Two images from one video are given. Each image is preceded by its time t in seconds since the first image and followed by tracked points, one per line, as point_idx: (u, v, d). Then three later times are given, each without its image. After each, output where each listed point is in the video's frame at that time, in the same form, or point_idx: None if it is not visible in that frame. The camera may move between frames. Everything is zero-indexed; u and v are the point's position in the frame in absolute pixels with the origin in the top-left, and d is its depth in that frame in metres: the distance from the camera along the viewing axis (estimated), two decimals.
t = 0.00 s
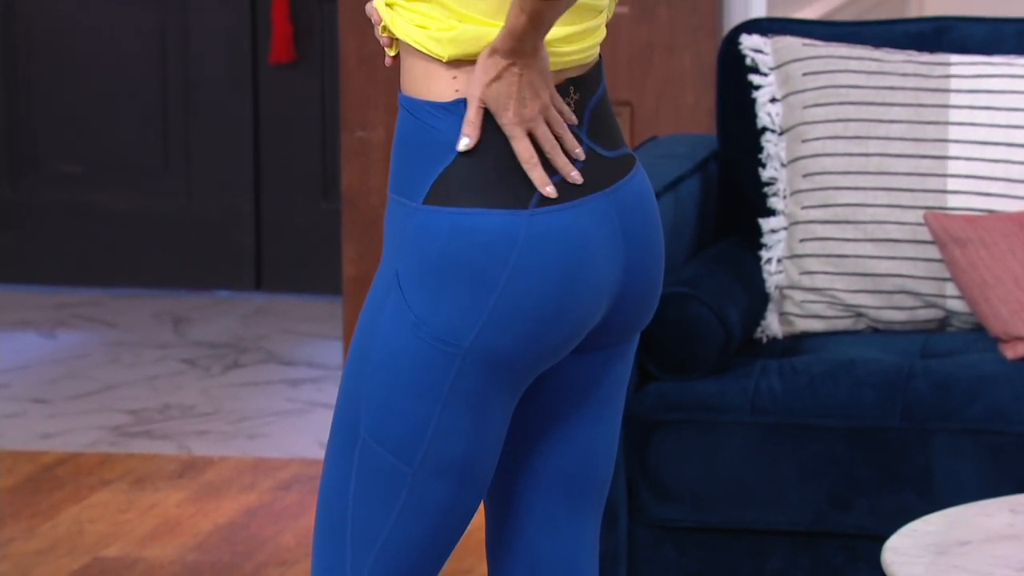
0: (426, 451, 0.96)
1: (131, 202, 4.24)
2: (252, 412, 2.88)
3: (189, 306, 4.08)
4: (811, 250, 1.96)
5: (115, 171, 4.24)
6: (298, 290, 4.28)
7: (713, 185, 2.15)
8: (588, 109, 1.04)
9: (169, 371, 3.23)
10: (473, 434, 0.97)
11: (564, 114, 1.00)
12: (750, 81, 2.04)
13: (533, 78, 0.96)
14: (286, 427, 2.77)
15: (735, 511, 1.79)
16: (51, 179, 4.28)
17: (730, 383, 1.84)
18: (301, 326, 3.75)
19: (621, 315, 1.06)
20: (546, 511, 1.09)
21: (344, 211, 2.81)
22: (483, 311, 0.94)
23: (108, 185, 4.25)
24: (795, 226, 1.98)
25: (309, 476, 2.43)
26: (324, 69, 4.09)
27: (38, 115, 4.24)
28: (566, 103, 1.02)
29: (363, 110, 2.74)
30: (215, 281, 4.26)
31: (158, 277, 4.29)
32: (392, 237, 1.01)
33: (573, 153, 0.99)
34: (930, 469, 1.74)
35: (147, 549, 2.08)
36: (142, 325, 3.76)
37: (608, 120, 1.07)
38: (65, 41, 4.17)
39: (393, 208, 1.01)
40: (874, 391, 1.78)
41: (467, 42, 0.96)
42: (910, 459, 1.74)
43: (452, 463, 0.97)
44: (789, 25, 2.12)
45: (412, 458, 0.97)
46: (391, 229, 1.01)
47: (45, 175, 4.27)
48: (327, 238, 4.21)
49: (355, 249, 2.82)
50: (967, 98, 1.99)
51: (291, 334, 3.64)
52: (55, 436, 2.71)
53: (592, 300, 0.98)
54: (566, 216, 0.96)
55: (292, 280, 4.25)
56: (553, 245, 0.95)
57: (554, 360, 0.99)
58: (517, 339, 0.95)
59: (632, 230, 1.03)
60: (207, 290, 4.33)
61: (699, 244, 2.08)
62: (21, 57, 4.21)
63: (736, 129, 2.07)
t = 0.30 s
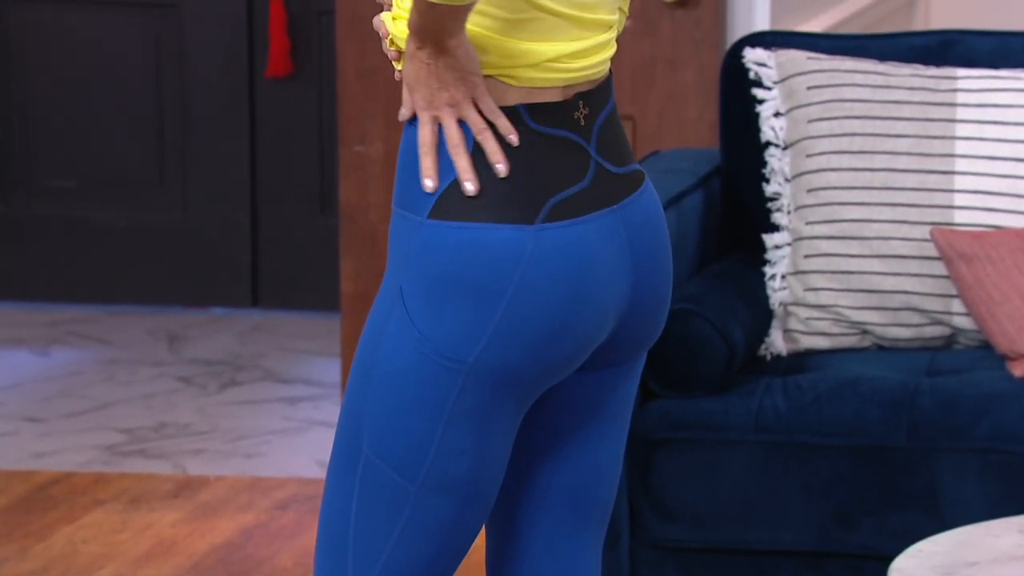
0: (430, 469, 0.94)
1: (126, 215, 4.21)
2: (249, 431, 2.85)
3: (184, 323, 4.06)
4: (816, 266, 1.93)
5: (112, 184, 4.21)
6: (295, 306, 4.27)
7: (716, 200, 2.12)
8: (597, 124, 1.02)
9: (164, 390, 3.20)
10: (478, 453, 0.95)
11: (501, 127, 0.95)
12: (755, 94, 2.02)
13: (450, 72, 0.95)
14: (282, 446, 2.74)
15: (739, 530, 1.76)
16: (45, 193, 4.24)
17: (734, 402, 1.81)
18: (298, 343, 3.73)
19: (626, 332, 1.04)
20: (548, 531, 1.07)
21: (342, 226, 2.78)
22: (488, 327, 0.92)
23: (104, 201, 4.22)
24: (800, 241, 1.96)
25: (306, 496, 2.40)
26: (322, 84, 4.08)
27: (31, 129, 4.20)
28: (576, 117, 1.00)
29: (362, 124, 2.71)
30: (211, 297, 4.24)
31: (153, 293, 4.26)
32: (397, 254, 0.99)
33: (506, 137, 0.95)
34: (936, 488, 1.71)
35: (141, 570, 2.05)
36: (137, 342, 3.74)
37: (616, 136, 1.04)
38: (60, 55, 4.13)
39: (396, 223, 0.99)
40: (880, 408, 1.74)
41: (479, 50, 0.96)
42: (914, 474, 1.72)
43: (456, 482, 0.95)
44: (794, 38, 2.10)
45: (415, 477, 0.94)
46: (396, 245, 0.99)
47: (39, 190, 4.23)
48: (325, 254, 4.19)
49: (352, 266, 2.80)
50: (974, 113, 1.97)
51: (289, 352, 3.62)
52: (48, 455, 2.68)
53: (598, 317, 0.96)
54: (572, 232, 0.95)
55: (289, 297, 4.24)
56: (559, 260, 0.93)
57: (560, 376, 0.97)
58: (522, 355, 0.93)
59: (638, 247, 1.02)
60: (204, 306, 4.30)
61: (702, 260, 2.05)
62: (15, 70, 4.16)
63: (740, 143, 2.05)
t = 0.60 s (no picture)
0: (411, 474, 1.01)
1: (120, 230, 4.19)
2: (244, 449, 2.82)
3: (178, 338, 4.03)
4: (822, 280, 1.90)
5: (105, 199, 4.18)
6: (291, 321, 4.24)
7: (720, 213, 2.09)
8: (595, 137, 1.05)
9: (157, 407, 3.16)
10: (456, 459, 1.01)
11: (472, 134, 1.00)
12: (759, 105, 1.98)
13: (421, 76, 1.00)
14: (278, 463, 2.71)
15: (742, 550, 1.72)
16: (36, 207, 4.20)
17: (737, 418, 1.77)
18: (293, 358, 3.70)
19: (626, 345, 1.07)
20: (543, 540, 1.12)
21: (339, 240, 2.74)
22: (458, 338, 0.97)
23: (98, 214, 4.19)
24: (805, 255, 1.93)
25: (301, 515, 2.37)
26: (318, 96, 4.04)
27: (23, 142, 4.16)
28: (571, 128, 1.03)
29: (359, 137, 2.67)
30: (206, 312, 4.21)
31: (148, 307, 4.23)
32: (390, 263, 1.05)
33: (478, 145, 1.00)
34: (944, 508, 1.67)
35: None
36: (130, 358, 3.70)
37: (618, 148, 1.08)
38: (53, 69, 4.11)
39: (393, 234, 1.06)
40: (887, 425, 1.70)
41: (458, 56, 1.00)
42: (921, 493, 1.68)
43: (438, 488, 1.01)
44: (799, 48, 2.06)
45: (397, 487, 1.01)
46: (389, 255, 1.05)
47: (30, 203, 4.20)
48: (322, 268, 4.16)
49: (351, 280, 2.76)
50: (982, 124, 1.94)
51: (284, 367, 3.58)
52: (39, 473, 2.65)
53: (579, 328, 0.99)
54: (552, 243, 0.98)
55: (285, 313, 4.22)
56: (533, 271, 0.97)
57: (543, 386, 1.01)
58: (494, 366, 0.97)
59: (638, 259, 1.05)
60: (198, 320, 4.27)
61: (705, 274, 2.02)
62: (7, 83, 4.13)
63: (743, 156, 2.02)
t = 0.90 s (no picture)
0: (399, 484, 1.01)
1: (114, 240, 4.15)
2: (238, 464, 2.78)
3: (171, 351, 3.99)
4: (827, 291, 1.88)
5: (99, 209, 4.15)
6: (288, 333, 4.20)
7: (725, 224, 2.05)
8: (593, 148, 1.03)
9: (150, 421, 3.13)
10: (443, 469, 1.01)
11: (456, 143, 1.00)
12: (762, 114, 1.95)
13: (405, 83, 1.01)
14: (272, 478, 2.68)
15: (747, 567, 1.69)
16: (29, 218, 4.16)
17: (741, 431, 1.73)
18: (288, 372, 3.66)
19: (630, 362, 1.04)
20: (548, 556, 1.12)
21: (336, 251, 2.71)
22: (438, 348, 0.96)
23: (91, 225, 4.16)
24: (810, 266, 1.90)
25: (296, 531, 2.33)
26: (314, 106, 4.02)
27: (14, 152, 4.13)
28: (565, 138, 1.01)
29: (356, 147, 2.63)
30: (200, 324, 4.17)
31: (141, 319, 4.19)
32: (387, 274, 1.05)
33: (462, 154, 1.00)
34: (952, 524, 1.63)
35: None
36: (122, 372, 3.66)
37: (621, 157, 1.06)
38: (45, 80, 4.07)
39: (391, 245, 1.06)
40: (893, 438, 1.66)
41: (444, 65, 1.00)
42: (928, 509, 1.64)
43: (426, 500, 1.01)
44: (805, 55, 2.03)
45: (387, 499, 1.02)
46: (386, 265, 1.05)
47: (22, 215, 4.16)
48: (319, 279, 4.13)
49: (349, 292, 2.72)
50: (991, 133, 1.91)
51: (279, 381, 3.54)
52: (29, 489, 2.62)
53: (566, 339, 0.97)
54: (536, 255, 0.97)
55: (280, 325, 4.18)
56: (515, 280, 0.96)
57: (529, 398, 0.99)
58: (475, 376, 0.97)
59: (644, 269, 1.03)
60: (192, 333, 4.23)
61: (709, 286, 1.98)
62: None
63: (748, 166, 1.98)
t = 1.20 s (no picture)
0: (394, 501, 0.98)
1: (109, 250, 4.12)
2: (233, 478, 2.75)
3: (165, 362, 3.96)
4: (833, 302, 1.84)
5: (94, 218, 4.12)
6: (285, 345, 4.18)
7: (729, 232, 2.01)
8: (590, 155, 1.00)
9: (143, 435, 3.09)
10: (438, 487, 0.98)
11: (448, 153, 0.97)
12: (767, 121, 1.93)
13: (395, 92, 0.99)
14: (267, 493, 2.64)
15: None
16: (23, 227, 4.13)
17: (746, 444, 1.69)
18: (284, 384, 3.63)
19: (632, 375, 1.01)
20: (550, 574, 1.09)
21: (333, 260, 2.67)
22: (432, 362, 0.93)
23: (85, 235, 4.13)
24: (816, 276, 1.86)
25: (292, 547, 2.30)
26: (311, 113, 3.98)
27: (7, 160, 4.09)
28: (560, 146, 0.98)
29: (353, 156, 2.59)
30: (196, 334, 4.14)
31: (136, 330, 4.16)
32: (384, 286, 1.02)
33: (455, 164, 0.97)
34: (961, 541, 1.60)
35: None
36: (114, 385, 3.63)
37: (621, 162, 1.02)
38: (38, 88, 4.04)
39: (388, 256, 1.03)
40: (900, 452, 1.62)
41: (433, 73, 0.97)
42: (937, 525, 1.60)
43: (422, 518, 0.98)
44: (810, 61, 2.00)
45: (381, 515, 0.99)
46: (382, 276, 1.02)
47: (15, 224, 4.13)
48: (316, 289, 4.10)
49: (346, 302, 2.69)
50: (1000, 141, 1.88)
51: (275, 394, 3.51)
52: (19, 504, 2.59)
53: (563, 352, 0.94)
54: (531, 265, 0.93)
55: (276, 337, 4.15)
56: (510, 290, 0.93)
57: (526, 413, 0.96)
58: (470, 390, 0.94)
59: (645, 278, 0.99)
60: (186, 345, 4.20)
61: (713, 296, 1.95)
62: None
63: (753, 174, 1.95)
